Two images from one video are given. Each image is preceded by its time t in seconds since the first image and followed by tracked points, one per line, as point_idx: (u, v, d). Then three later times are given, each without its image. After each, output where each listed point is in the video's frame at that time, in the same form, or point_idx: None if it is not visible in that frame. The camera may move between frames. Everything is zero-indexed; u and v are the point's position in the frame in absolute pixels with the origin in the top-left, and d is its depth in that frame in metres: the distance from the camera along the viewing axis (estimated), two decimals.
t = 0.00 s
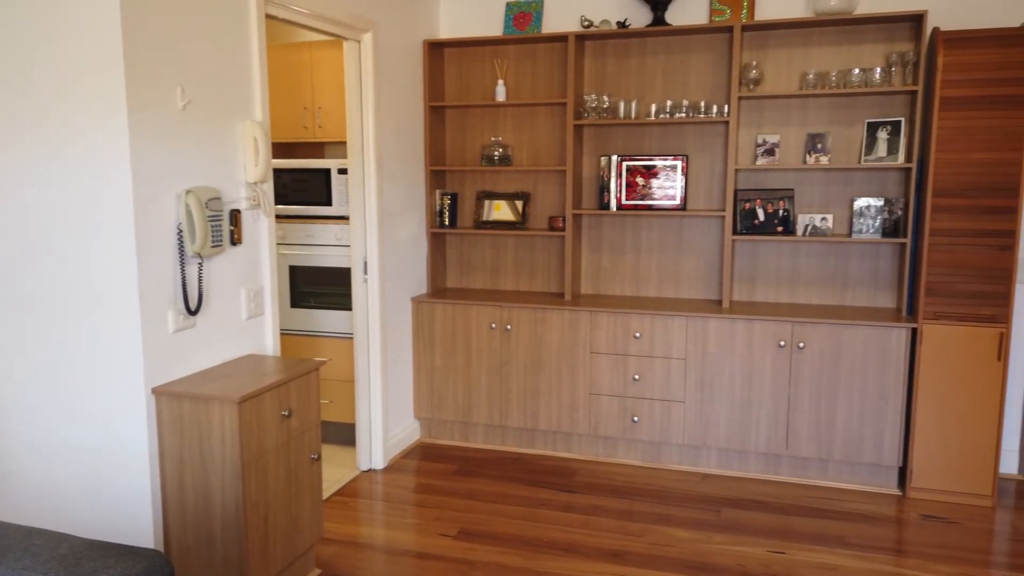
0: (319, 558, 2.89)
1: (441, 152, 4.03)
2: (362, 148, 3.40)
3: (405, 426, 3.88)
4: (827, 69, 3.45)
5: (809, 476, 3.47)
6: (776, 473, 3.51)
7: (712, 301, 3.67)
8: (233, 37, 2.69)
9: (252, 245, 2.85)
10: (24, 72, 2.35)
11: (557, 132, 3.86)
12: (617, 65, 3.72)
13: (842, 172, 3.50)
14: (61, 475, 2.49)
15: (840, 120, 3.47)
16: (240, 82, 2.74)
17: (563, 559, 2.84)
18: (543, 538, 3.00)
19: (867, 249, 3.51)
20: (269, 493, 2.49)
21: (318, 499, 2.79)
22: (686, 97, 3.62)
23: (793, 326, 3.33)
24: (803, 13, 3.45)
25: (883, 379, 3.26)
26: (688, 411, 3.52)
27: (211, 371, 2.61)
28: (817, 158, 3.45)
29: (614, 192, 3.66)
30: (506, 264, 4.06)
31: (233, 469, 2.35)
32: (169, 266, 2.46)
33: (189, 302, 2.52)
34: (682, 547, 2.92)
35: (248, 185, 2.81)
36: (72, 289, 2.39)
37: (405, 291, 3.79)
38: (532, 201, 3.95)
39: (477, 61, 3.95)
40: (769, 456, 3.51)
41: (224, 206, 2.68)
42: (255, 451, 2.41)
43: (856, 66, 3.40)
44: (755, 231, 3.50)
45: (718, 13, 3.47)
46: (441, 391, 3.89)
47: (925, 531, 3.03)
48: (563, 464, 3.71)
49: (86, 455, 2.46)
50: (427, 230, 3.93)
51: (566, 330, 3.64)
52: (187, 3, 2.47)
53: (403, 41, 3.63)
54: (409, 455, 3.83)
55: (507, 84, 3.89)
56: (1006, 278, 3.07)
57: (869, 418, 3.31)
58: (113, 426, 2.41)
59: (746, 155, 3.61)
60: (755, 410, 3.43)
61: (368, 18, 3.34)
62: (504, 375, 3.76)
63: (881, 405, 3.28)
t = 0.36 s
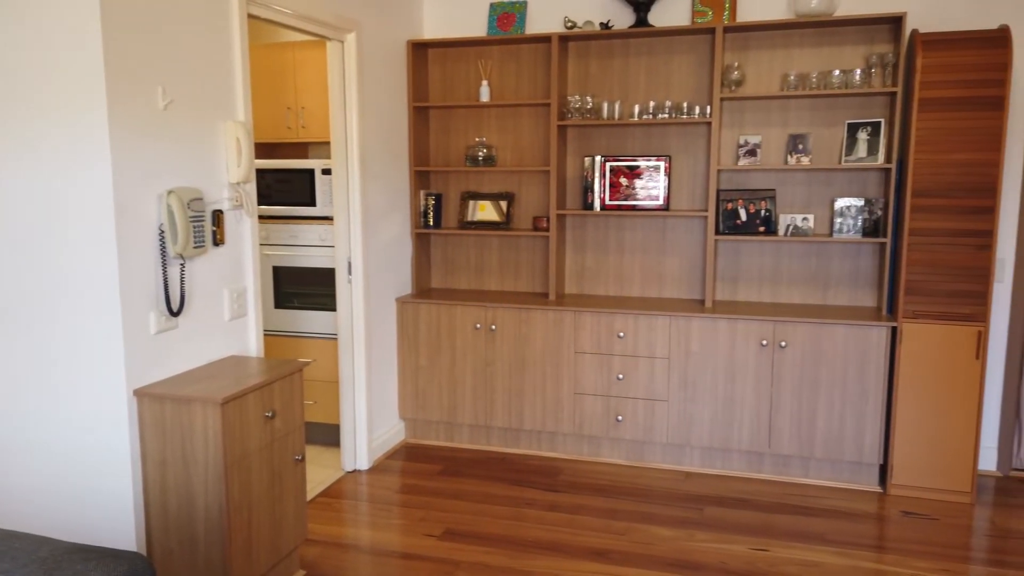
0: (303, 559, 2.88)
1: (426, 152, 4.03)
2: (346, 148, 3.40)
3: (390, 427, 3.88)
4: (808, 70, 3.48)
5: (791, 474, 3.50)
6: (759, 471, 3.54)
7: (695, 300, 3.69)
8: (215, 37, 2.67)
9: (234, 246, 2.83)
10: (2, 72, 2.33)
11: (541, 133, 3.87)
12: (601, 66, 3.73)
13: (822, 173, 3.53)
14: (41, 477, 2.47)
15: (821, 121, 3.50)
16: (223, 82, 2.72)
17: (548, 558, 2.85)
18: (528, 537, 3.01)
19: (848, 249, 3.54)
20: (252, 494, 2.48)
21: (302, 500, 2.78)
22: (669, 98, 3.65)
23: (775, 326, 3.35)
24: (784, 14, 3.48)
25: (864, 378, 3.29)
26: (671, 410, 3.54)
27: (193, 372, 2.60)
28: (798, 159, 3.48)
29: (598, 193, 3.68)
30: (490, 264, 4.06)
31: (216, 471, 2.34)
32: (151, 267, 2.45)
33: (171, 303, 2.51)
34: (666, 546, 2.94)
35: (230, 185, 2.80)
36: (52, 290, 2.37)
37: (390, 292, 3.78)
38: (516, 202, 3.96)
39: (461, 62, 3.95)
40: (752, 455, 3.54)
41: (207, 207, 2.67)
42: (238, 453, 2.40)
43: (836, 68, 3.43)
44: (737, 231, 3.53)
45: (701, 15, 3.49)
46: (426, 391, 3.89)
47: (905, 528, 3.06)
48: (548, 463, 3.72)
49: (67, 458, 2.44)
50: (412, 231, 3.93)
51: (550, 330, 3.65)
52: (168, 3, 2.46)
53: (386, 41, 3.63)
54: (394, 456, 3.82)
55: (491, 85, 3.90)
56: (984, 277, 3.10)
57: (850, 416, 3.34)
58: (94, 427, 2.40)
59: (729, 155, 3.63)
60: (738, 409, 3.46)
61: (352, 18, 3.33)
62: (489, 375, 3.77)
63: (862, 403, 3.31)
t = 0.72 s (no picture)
0: (288, 560, 2.88)
1: (410, 153, 4.04)
2: (329, 149, 3.40)
3: (375, 428, 3.88)
4: (788, 72, 3.52)
5: (773, 471, 3.54)
6: (741, 468, 3.58)
7: (678, 300, 3.72)
8: (197, 37, 2.67)
9: (217, 247, 2.83)
10: None
11: (525, 134, 3.89)
12: (584, 67, 3.76)
13: (803, 174, 3.57)
14: (22, 479, 2.46)
15: (801, 122, 3.54)
16: (205, 83, 2.72)
17: (531, 556, 2.87)
18: (512, 536, 3.03)
19: (828, 248, 3.58)
20: (235, 496, 2.49)
21: (286, 501, 2.79)
22: (651, 100, 3.68)
23: (756, 325, 3.39)
24: (765, 17, 3.52)
25: (844, 376, 3.33)
26: (655, 409, 3.57)
27: (176, 374, 2.60)
28: (779, 160, 3.52)
29: (581, 194, 3.71)
30: (475, 264, 4.08)
31: (199, 472, 2.34)
32: (133, 269, 2.45)
33: (154, 305, 2.51)
34: (649, 544, 2.96)
35: (213, 186, 2.80)
36: (33, 292, 2.37)
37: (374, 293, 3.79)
38: (500, 202, 3.98)
39: (445, 63, 3.97)
40: (734, 453, 3.57)
41: (189, 208, 2.66)
42: (221, 454, 2.40)
43: (816, 70, 3.47)
44: (719, 232, 3.57)
45: (683, 17, 3.52)
46: (411, 392, 3.90)
47: (885, 524, 3.10)
48: (532, 463, 3.74)
49: (49, 460, 2.43)
50: (396, 232, 3.94)
51: (534, 329, 3.67)
52: (150, 4, 2.46)
53: (370, 42, 3.63)
54: (379, 456, 3.83)
55: (475, 87, 3.92)
56: (961, 276, 3.15)
57: (830, 414, 3.38)
58: (76, 429, 2.39)
59: (711, 156, 3.67)
60: (720, 408, 3.49)
61: (335, 19, 3.34)
62: (474, 375, 3.78)
63: (842, 401, 3.36)
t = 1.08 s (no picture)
0: (270, 562, 2.87)
1: (393, 154, 4.04)
2: (312, 150, 3.39)
3: (358, 429, 3.87)
4: (769, 73, 3.55)
5: (754, 469, 3.57)
6: (723, 467, 3.60)
7: (660, 300, 3.75)
8: (177, 37, 2.66)
9: (198, 248, 2.82)
10: None
11: (508, 134, 3.90)
12: (566, 68, 3.77)
13: (783, 175, 3.60)
14: None
15: (782, 123, 3.57)
16: (186, 83, 2.71)
17: (514, 556, 2.87)
18: (495, 536, 3.03)
19: (808, 249, 3.62)
20: (217, 498, 2.48)
21: (268, 503, 2.78)
22: (633, 101, 3.69)
23: (738, 325, 3.42)
24: (745, 19, 3.55)
25: (824, 374, 3.37)
26: (638, 408, 3.59)
27: (157, 376, 2.58)
28: (760, 161, 3.54)
29: (564, 194, 3.72)
30: (458, 265, 4.08)
31: (180, 474, 2.33)
32: (113, 270, 2.43)
33: (134, 307, 2.49)
34: (632, 542, 2.98)
35: (194, 187, 2.78)
36: (11, 293, 2.34)
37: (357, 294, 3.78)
38: (483, 203, 3.98)
39: (428, 63, 3.97)
40: (716, 452, 3.59)
41: (170, 209, 2.65)
42: (203, 456, 2.39)
43: (795, 72, 3.50)
44: (701, 232, 3.59)
45: (664, 18, 3.55)
46: (395, 393, 3.89)
47: (864, 521, 3.14)
48: (515, 463, 3.74)
49: (27, 463, 2.41)
50: (380, 232, 3.93)
51: (517, 329, 3.68)
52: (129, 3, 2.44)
53: (353, 42, 3.63)
54: (362, 457, 3.82)
55: (458, 87, 3.92)
56: (939, 276, 3.19)
57: (811, 412, 3.41)
58: (55, 432, 2.37)
59: (692, 157, 3.69)
60: (702, 407, 3.52)
61: (318, 19, 3.33)
62: (457, 376, 3.78)
63: (822, 399, 3.39)
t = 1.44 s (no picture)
0: (251, 565, 2.85)
1: (375, 154, 4.03)
2: (293, 150, 3.37)
3: (341, 430, 3.85)
4: (750, 74, 3.57)
5: (737, 468, 3.59)
6: (706, 466, 3.62)
7: (643, 300, 3.76)
8: (156, 36, 2.63)
9: (178, 249, 2.79)
10: None
11: (491, 135, 3.90)
12: (549, 68, 3.77)
13: (764, 175, 3.62)
14: None
15: (763, 124, 3.59)
16: (165, 83, 2.68)
17: (498, 557, 2.87)
18: (479, 537, 3.03)
19: (789, 248, 3.64)
20: (198, 500, 2.46)
21: (249, 505, 2.76)
22: (616, 101, 3.70)
23: (720, 324, 3.43)
24: (727, 20, 3.56)
25: (805, 373, 3.39)
26: (621, 408, 3.60)
27: (137, 378, 2.55)
28: (741, 161, 3.57)
29: (547, 195, 3.72)
30: (441, 265, 4.07)
31: (160, 477, 2.31)
32: (91, 271, 2.40)
33: (113, 308, 2.47)
34: (615, 542, 2.98)
35: (174, 187, 2.76)
36: None
37: (340, 294, 3.77)
38: (467, 203, 3.98)
39: (410, 63, 3.96)
40: (699, 451, 3.61)
41: (149, 209, 2.62)
42: (183, 458, 2.37)
43: (776, 72, 3.52)
44: (683, 232, 3.61)
45: (647, 18, 3.56)
46: (378, 394, 3.88)
47: (846, 519, 3.16)
48: (499, 463, 3.74)
49: (5, 466, 2.39)
50: (362, 233, 3.92)
51: (501, 329, 3.67)
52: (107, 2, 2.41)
53: (335, 42, 3.61)
54: (345, 459, 3.80)
55: (440, 87, 3.91)
56: (918, 275, 3.22)
57: (792, 411, 3.43)
58: (33, 436, 2.34)
59: (674, 157, 3.71)
60: (685, 406, 3.53)
61: (300, 18, 3.31)
62: (441, 376, 3.78)
63: (803, 397, 3.41)
